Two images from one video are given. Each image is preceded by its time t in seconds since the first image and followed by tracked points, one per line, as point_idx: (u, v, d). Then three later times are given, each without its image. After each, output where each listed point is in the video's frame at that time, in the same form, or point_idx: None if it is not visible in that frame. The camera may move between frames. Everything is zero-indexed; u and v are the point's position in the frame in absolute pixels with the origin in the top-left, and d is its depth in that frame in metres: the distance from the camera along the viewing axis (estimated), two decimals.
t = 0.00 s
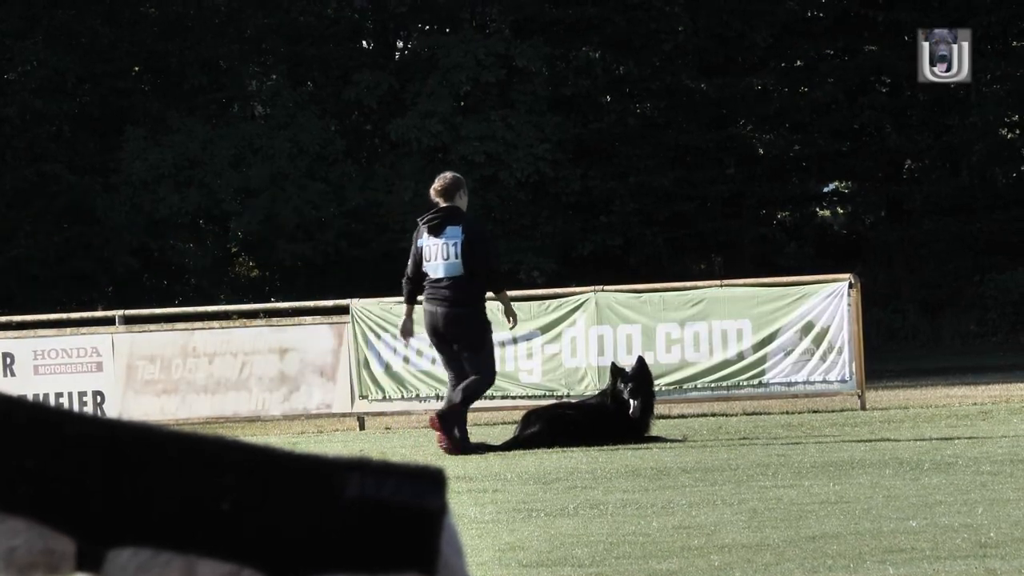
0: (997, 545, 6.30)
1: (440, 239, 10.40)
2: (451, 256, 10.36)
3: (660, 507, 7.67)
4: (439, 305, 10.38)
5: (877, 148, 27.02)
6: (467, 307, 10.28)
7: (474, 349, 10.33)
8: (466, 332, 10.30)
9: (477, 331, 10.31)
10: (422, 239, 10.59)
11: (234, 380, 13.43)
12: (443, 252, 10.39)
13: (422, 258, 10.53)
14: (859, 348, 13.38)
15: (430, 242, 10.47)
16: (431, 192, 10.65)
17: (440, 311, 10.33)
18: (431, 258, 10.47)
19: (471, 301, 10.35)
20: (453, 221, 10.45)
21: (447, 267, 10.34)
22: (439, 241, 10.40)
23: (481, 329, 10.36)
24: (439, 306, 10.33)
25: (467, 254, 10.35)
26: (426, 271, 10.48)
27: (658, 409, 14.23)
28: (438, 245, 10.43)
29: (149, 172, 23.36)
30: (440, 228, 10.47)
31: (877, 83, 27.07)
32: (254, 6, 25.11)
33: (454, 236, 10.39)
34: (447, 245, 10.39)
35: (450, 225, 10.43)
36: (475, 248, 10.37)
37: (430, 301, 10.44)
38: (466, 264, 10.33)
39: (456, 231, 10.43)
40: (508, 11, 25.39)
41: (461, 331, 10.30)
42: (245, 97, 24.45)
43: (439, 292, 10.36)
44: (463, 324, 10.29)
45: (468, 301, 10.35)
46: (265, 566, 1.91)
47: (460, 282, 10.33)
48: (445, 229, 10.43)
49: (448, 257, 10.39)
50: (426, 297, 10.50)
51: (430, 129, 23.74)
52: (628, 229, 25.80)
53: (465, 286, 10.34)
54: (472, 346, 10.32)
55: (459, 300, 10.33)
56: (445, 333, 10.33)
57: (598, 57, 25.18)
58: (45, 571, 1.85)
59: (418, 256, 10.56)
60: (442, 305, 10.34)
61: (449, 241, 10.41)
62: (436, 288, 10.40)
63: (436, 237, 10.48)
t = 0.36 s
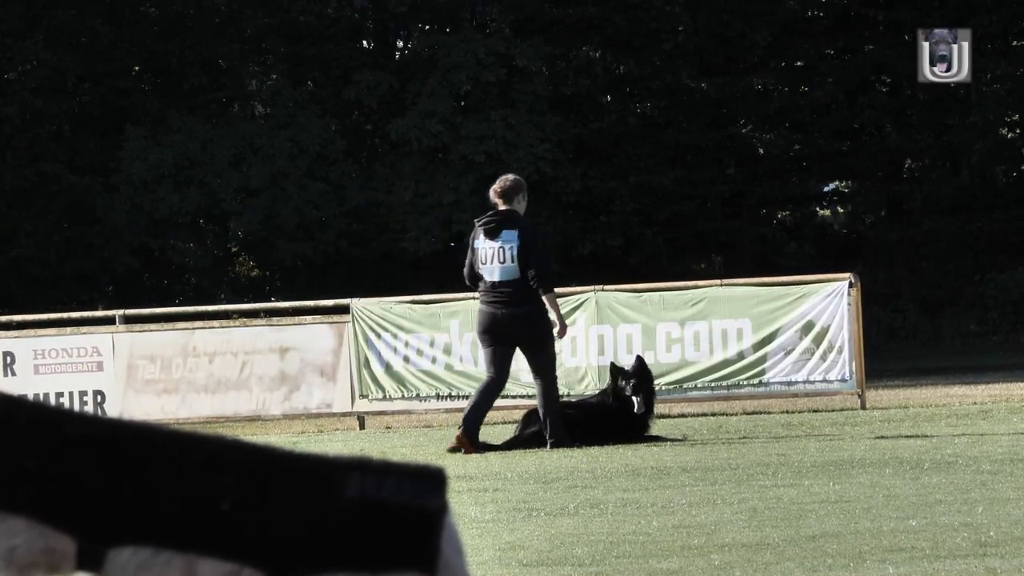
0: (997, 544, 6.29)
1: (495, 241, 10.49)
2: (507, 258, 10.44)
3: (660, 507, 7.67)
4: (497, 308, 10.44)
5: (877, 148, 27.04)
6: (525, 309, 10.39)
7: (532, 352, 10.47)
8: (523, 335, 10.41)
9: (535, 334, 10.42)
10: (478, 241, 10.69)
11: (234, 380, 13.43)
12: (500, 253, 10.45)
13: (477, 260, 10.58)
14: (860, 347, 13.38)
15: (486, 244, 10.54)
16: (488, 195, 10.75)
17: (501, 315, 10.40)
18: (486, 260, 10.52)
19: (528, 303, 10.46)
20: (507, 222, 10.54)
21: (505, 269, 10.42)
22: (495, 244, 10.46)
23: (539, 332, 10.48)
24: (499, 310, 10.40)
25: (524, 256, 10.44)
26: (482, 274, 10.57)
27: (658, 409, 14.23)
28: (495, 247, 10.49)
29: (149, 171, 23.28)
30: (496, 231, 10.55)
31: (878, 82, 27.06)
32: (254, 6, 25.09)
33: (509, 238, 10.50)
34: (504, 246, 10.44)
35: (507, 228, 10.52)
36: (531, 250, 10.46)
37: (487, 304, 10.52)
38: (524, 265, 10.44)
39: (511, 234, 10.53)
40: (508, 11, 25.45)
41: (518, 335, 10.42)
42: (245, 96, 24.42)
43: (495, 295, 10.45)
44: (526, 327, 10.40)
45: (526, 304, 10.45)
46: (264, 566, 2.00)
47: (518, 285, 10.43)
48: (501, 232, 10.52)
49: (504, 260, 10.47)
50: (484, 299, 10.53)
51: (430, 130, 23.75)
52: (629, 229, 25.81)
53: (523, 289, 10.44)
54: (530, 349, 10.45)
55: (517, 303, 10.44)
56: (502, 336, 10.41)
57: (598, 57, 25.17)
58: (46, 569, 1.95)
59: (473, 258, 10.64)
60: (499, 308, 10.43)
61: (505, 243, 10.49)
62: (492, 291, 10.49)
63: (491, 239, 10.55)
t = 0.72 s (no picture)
0: (998, 541, 6.29)
1: (538, 229, 10.40)
2: (550, 246, 10.38)
3: (660, 505, 7.66)
4: (540, 295, 10.45)
5: (879, 145, 26.97)
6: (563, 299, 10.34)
7: (569, 341, 10.41)
8: (562, 323, 10.37)
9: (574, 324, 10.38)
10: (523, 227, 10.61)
11: (235, 378, 13.45)
12: (542, 242, 10.41)
13: (520, 246, 10.56)
14: (861, 345, 13.42)
15: (529, 231, 10.47)
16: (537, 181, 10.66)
17: (542, 303, 10.41)
18: (529, 247, 10.49)
19: (569, 292, 10.40)
20: (553, 211, 10.40)
21: (547, 258, 10.38)
22: (539, 232, 10.40)
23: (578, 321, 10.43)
24: (540, 298, 10.41)
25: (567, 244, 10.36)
26: (525, 260, 10.54)
27: (659, 406, 14.26)
28: (537, 235, 10.43)
29: (150, 168, 23.21)
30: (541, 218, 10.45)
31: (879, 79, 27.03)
32: (255, 4, 25.11)
33: (553, 227, 10.37)
34: (547, 235, 10.38)
35: (552, 216, 10.39)
36: (574, 239, 10.36)
37: (529, 290, 10.56)
38: (566, 254, 10.36)
39: (555, 222, 10.39)
40: (509, 9, 25.60)
41: (557, 322, 10.39)
42: (246, 93, 24.44)
43: (537, 283, 10.45)
44: (566, 316, 10.37)
45: (566, 292, 10.41)
46: (267, 566, 1.96)
47: (559, 274, 10.38)
48: (546, 220, 10.41)
49: (547, 247, 10.41)
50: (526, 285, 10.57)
51: (432, 127, 23.65)
52: (631, 227, 26.01)
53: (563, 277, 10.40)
54: (567, 339, 10.39)
55: (558, 291, 10.40)
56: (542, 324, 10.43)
57: (599, 54, 25.47)
58: (47, 567, 1.95)
59: (516, 244, 10.60)
60: (540, 297, 10.42)
61: (549, 232, 10.40)
62: (535, 277, 10.49)
63: (536, 226, 10.46)
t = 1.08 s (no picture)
0: (999, 507, 6.30)
1: (565, 192, 10.51)
2: (575, 211, 10.41)
3: (662, 471, 7.67)
4: (567, 262, 10.44)
5: (879, 112, 26.81)
6: (589, 266, 10.32)
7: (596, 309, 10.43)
8: (587, 290, 10.38)
9: (599, 292, 10.38)
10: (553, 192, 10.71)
11: (236, 344, 13.46)
12: (567, 206, 10.46)
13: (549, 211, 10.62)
14: (861, 311, 13.39)
15: (557, 194, 10.56)
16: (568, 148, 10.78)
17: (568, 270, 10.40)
18: (557, 211, 10.53)
19: (594, 260, 10.39)
20: (579, 175, 10.53)
21: (571, 222, 10.40)
22: (565, 195, 10.49)
23: (605, 291, 10.42)
24: (566, 265, 10.41)
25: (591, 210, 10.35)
26: (552, 225, 10.58)
27: (659, 372, 14.29)
28: (564, 199, 10.51)
29: (150, 136, 23.23)
30: (568, 182, 10.56)
31: (880, 46, 26.77)
32: None
33: (579, 190, 10.47)
34: (572, 199, 10.46)
35: (579, 180, 10.51)
36: (598, 205, 10.37)
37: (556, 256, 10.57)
38: (591, 220, 10.35)
39: (581, 186, 10.50)
40: None
41: (582, 290, 10.39)
42: (246, 60, 24.27)
43: (563, 247, 10.47)
44: (592, 284, 10.37)
45: (592, 260, 10.38)
46: (259, 527, 2.51)
47: (585, 239, 10.37)
48: (573, 182, 10.54)
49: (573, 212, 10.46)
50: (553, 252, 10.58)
51: (432, 93, 23.64)
52: (631, 193, 25.99)
53: (589, 243, 10.39)
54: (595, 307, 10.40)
55: (585, 258, 10.39)
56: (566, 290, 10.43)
57: (599, 21, 25.11)
58: (50, 530, 2.46)
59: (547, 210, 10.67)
60: (566, 262, 10.42)
61: (575, 195, 10.49)
62: (562, 244, 10.49)
63: (563, 190, 10.57)
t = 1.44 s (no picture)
0: (999, 485, 6.32)
1: (588, 171, 10.66)
2: (596, 190, 10.59)
3: (663, 449, 7.67)
4: (586, 240, 10.64)
5: (880, 92, 26.80)
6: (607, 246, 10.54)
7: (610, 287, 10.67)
8: (604, 268, 10.60)
9: (614, 272, 10.58)
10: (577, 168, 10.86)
11: (237, 324, 13.45)
12: (590, 185, 10.62)
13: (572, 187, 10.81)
14: (862, 291, 13.40)
15: (579, 172, 10.72)
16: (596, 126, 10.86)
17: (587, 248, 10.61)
18: (579, 188, 10.70)
19: (613, 239, 10.58)
20: (603, 154, 10.63)
21: (592, 201, 10.58)
22: (587, 174, 10.64)
23: (625, 269, 10.61)
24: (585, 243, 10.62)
25: (612, 190, 10.50)
26: (574, 201, 10.76)
27: (660, 352, 14.28)
28: (586, 177, 10.67)
29: (151, 116, 23.20)
30: (593, 161, 10.69)
31: (881, 26, 26.64)
32: None
33: (601, 169, 10.61)
34: (595, 177, 10.62)
35: (604, 160, 10.62)
36: (618, 185, 10.50)
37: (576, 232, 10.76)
38: (611, 199, 10.51)
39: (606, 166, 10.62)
40: None
41: (600, 268, 10.62)
42: (247, 42, 24.23)
43: (583, 225, 10.63)
44: (608, 263, 10.57)
45: (610, 239, 10.57)
46: (248, 505, 2.83)
47: (606, 219, 10.56)
48: (597, 161, 10.66)
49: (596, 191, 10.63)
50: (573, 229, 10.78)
51: (433, 74, 23.44)
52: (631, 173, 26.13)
53: (609, 222, 10.58)
54: (610, 285, 10.64)
55: (604, 237, 10.58)
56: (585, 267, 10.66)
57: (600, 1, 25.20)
58: (52, 508, 2.78)
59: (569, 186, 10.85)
60: (586, 239, 10.62)
61: (597, 174, 10.63)
62: (581, 222, 10.67)
63: (586, 168, 10.71)
